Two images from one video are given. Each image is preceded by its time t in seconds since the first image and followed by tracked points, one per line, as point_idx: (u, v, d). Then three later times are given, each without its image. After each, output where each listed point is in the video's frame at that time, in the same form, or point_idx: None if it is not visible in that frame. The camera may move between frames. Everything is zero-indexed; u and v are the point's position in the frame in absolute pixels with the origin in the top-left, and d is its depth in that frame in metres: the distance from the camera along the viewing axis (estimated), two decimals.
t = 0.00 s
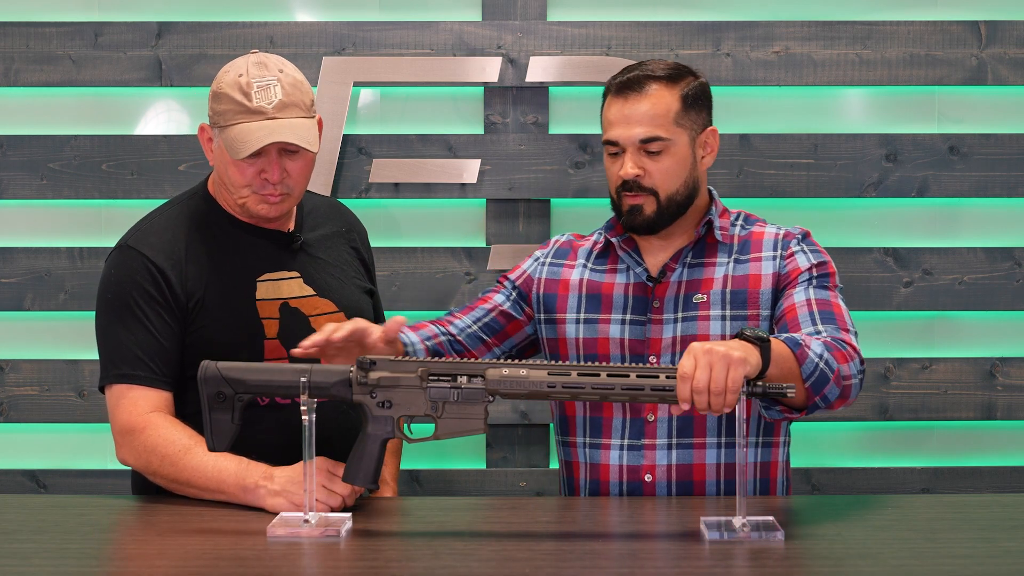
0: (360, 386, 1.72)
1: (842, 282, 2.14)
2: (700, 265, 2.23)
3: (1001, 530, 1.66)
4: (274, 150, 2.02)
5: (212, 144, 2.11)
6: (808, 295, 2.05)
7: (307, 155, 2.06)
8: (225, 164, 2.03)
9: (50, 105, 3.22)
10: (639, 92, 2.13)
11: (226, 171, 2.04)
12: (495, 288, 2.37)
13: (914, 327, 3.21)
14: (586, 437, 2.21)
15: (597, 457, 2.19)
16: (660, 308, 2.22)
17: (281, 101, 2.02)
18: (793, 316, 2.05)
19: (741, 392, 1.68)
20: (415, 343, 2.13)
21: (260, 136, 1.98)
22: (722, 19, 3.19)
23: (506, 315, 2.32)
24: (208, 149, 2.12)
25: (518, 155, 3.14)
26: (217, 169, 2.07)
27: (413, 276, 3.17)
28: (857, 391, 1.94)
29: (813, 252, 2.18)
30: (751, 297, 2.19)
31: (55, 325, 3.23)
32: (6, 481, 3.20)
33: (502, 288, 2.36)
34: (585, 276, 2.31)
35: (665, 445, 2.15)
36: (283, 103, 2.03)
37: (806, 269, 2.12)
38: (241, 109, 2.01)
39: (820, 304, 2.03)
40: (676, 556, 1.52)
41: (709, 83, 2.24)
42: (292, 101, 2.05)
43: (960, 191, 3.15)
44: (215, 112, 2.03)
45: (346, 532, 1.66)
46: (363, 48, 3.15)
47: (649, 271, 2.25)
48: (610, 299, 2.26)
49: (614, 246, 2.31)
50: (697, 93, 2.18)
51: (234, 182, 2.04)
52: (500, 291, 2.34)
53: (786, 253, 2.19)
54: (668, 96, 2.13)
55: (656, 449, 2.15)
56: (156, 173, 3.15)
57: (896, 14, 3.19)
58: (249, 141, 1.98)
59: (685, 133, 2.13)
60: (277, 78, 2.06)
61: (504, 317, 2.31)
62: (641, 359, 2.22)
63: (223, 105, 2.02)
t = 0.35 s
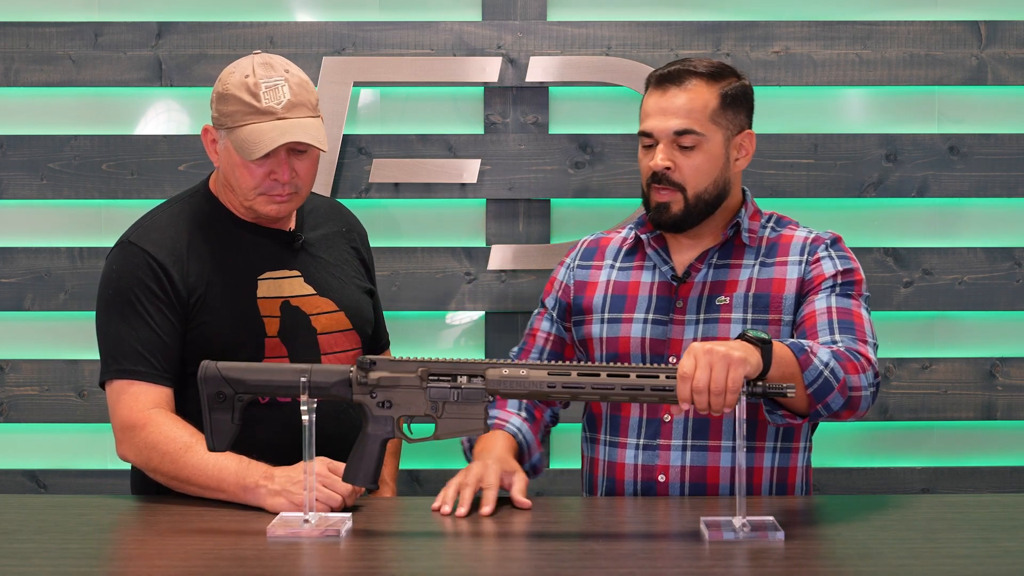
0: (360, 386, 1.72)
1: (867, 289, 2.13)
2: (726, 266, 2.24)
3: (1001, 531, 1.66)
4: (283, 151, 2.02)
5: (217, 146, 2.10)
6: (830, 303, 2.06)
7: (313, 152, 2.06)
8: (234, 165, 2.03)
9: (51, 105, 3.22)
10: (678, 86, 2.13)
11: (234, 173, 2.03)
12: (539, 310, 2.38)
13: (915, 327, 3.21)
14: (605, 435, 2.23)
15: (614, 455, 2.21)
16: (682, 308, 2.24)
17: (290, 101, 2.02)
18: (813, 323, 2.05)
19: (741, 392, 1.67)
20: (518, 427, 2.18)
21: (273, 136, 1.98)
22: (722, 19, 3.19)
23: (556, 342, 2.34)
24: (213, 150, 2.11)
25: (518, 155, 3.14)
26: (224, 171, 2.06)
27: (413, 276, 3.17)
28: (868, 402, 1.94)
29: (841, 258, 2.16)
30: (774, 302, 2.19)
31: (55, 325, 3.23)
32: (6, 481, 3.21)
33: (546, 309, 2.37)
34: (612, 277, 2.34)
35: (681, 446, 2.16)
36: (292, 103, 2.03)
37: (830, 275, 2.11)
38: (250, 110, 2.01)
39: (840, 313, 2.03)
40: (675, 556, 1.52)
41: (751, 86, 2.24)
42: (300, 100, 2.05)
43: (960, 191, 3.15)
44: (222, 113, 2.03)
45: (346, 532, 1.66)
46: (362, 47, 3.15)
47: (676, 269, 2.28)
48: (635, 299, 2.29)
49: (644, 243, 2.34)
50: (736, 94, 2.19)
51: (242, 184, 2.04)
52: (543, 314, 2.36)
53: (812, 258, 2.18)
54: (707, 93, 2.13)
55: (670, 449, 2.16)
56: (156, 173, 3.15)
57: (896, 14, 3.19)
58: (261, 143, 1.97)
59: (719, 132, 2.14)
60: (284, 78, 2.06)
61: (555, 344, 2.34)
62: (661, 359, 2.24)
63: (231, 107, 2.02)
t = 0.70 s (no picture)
0: (360, 386, 1.72)
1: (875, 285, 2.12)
2: (734, 259, 2.24)
3: (1001, 531, 1.66)
4: (288, 152, 2.02)
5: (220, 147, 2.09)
6: (836, 296, 2.06)
7: (318, 153, 2.07)
8: (239, 167, 2.03)
9: (50, 105, 3.22)
10: (687, 84, 2.14)
11: (239, 174, 2.03)
12: (552, 295, 2.38)
13: (915, 327, 3.21)
14: (613, 426, 2.25)
15: (622, 446, 2.23)
16: (691, 300, 2.24)
17: (296, 103, 2.03)
18: (818, 316, 2.06)
19: (741, 392, 1.67)
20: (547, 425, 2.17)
21: (282, 139, 1.98)
22: (722, 19, 3.19)
23: (568, 325, 2.33)
24: (215, 151, 2.10)
25: (518, 155, 3.14)
26: (228, 172, 2.06)
27: (413, 276, 3.17)
28: (871, 396, 1.95)
29: (849, 253, 2.16)
30: (783, 294, 2.19)
31: (55, 325, 3.23)
32: (6, 481, 3.21)
33: (559, 294, 2.37)
34: (622, 267, 2.35)
35: (688, 437, 2.16)
36: (298, 104, 2.03)
37: (838, 269, 2.12)
38: (256, 112, 2.00)
39: (845, 306, 2.03)
40: (675, 555, 1.52)
41: (762, 86, 2.24)
42: (306, 102, 2.05)
43: (960, 191, 3.15)
44: (227, 115, 2.02)
45: (346, 532, 1.66)
46: (362, 47, 3.15)
47: (684, 262, 2.28)
48: (643, 290, 2.29)
49: (654, 236, 2.35)
50: (746, 94, 2.19)
51: (248, 186, 2.04)
52: (558, 298, 2.36)
53: (820, 253, 2.19)
54: (717, 91, 2.13)
55: (678, 440, 2.17)
56: (156, 174, 3.15)
57: (896, 14, 3.19)
58: (269, 145, 1.98)
59: (729, 130, 2.14)
60: (290, 80, 2.06)
61: (568, 328, 2.33)
62: (668, 351, 2.23)
63: (237, 108, 2.01)
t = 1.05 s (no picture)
0: (360, 386, 1.72)
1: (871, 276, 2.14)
2: (734, 256, 2.25)
3: (1002, 531, 1.66)
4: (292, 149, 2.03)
5: (220, 147, 2.09)
6: (832, 286, 2.07)
7: (320, 148, 2.08)
8: (243, 164, 2.03)
9: (51, 105, 3.22)
10: (683, 88, 2.13)
11: (243, 172, 2.04)
12: (562, 294, 2.32)
13: (914, 327, 3.21)
14: (619, 427, 2.25)
15: (629, 447, 2.23)
16: (695, 300, 2.24)
17: (299, 99, 2.04)
18: (815, 306, 2.07)
19: (741, 392, 1.67)
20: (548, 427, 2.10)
21: (290, 134, 1.99)
22: (722, 19, 3.19)
23: (589, 323, 2.28)
24: (215, 151, 2.10)
25: (518, 155, 3.14)
26: (229, 171, 2.06)
27: (412, 276, 3.17)
28: (870, 384, 1.96)
29: (846, 246, 2.18)
30: (784, 289, 2.20)
31: (54, 325, 3.23)
32: (6, 481, 3.20)
33: (570, 293, 2.32)
34: (624, 268, 2.34)
35: (697, 436, 2.17)
36: (301, 101, 2.04)
37: (836, 262, 2.13)
38: (260, 109, 2.00)
39: (841, 296, 2.05)
40: (676, 555, 1.52)
41: (755, 85, 2.24)
42: (308, 98, 2.06)
43: (960, 191, 3.15)
44: (230, 114, 2.02)
45: (346, 532, 1.66)
46: (362, 48, 3.15)
47: (687, 262, 2.28)
48: (649, 291, 2.28)
49: (653, 237, 2.34)
50: (741, 94, 2.19)
51: (252, 184, 2.04)
52: (573, 296, 2.30)
53: (819, 246, 2.20)
54: (713, 95, 2.13)
55: (688, 440, 2.17)
56: (156, 173, 3.15)
57: (896, 14, 3.19)
58: (277, 141, 1.98)
59: (726, 132, 2.14)
60: (291, 76, 2.07)
61: (588, 325, 2.28)
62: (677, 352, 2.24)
63: (240, 106, 2.01)
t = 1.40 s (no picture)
0: (360, 386, 1.72)
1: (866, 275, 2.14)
2: (729, 258, 2.25)
3: (1001, 530, 1.66)
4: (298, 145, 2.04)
5: (222, 146, 2.09)
6: (828, 286, 2.07)
7: (324, 143, 2.10)
8: (248, 162, 2.03)
9: (50, 105, 3.22)
10: (678, 92, 2.12)
11: (247, 169, 2.04)
12: (557, 301, 2.32)
13: (914, 327, 3.21)
14: (616, 430, 2.24)
15: (626, 450, 2.22)
16: (692, 302, 2.24)
17: (304, 95, 2.06)
18: (811, 308, 2.07)
19: (741, 392, 1.67)
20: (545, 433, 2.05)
21: (298, 129, 2.00)
22: (721, 19, 3.19)
23: (587, 329, 2.29)
24: (216, 150, 2.09)
25: (518, 155, 3.14)
26: (232, 170, 2.06)
27: (413, 276, 3.17)
28: (868, 383, 1.95)
29: (840, 245, 2.18)
30: (780, 290, 2.20)
31: (54, 325, 3.23)
32: (6, 481, 3.20)
33: (566, 299, 2.31)
34: (619, 272, 2.33)
35: (695, 438, 2.17)
36: (306, 96, 2.06)
37: (831, 261, 2.13)
38: (266, 105, 2.01)
39: (837, 296, 2.05)
40: (676, 555, 1.52)
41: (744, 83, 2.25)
42: (311, 94, 2.08)
43: (960, 191, 3.15)
44: (233, 112, 2.02)
45: (346, 532, 1.66)
46: (363, 47, 3.15)
47: (682, 265, 2.28)
48: (645, 295, 2.28)
49: (647, 241, 2.33)
50: (733, 94, 2.19)
51: (257, 181, 2.04)
52: (569, 303, 2.30)
53: (813, 246, 2.21)
54: (708, 97, 2.12)
55: (685, 443, 2.17)
56: (156, 174, 3.15)
57: (897, 14, 3.19)
58: (286, 137, 1.99)
59: (723, 133, 2.14)
60: (293, 73, 2.08)
61: (586, 332, 2.28)
62: (674, 356, 2.24)
63: (245, 104, 2.01)
